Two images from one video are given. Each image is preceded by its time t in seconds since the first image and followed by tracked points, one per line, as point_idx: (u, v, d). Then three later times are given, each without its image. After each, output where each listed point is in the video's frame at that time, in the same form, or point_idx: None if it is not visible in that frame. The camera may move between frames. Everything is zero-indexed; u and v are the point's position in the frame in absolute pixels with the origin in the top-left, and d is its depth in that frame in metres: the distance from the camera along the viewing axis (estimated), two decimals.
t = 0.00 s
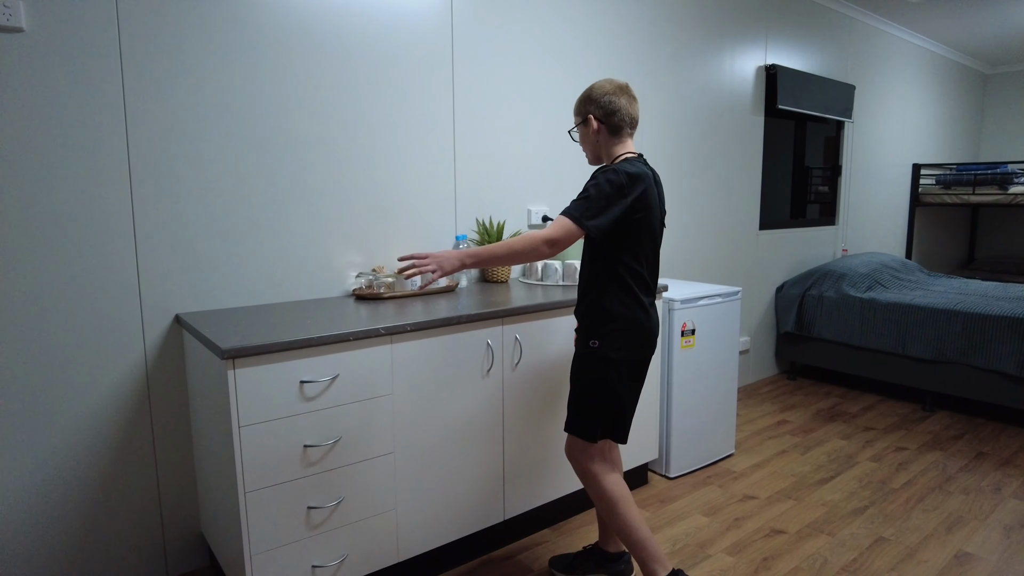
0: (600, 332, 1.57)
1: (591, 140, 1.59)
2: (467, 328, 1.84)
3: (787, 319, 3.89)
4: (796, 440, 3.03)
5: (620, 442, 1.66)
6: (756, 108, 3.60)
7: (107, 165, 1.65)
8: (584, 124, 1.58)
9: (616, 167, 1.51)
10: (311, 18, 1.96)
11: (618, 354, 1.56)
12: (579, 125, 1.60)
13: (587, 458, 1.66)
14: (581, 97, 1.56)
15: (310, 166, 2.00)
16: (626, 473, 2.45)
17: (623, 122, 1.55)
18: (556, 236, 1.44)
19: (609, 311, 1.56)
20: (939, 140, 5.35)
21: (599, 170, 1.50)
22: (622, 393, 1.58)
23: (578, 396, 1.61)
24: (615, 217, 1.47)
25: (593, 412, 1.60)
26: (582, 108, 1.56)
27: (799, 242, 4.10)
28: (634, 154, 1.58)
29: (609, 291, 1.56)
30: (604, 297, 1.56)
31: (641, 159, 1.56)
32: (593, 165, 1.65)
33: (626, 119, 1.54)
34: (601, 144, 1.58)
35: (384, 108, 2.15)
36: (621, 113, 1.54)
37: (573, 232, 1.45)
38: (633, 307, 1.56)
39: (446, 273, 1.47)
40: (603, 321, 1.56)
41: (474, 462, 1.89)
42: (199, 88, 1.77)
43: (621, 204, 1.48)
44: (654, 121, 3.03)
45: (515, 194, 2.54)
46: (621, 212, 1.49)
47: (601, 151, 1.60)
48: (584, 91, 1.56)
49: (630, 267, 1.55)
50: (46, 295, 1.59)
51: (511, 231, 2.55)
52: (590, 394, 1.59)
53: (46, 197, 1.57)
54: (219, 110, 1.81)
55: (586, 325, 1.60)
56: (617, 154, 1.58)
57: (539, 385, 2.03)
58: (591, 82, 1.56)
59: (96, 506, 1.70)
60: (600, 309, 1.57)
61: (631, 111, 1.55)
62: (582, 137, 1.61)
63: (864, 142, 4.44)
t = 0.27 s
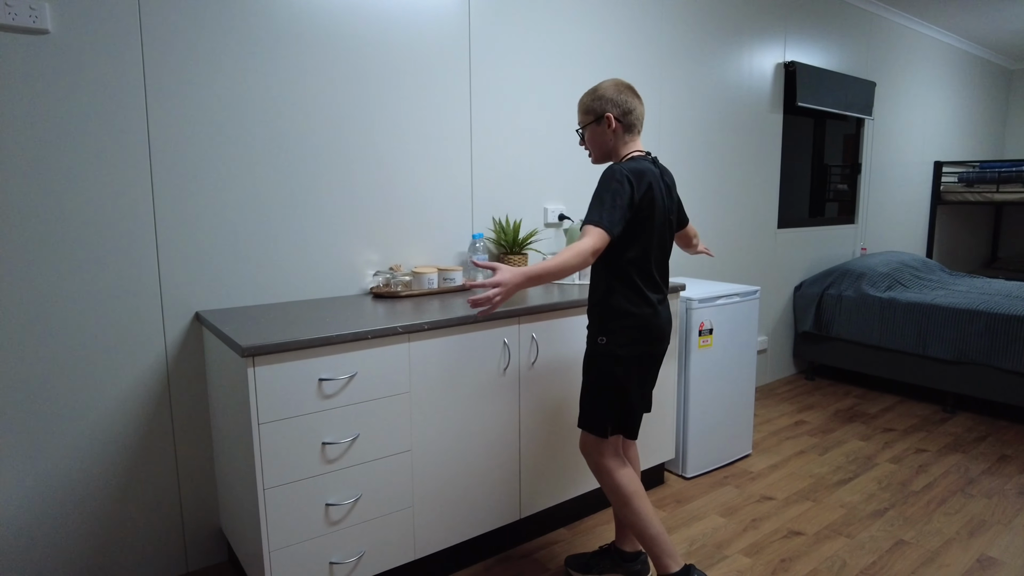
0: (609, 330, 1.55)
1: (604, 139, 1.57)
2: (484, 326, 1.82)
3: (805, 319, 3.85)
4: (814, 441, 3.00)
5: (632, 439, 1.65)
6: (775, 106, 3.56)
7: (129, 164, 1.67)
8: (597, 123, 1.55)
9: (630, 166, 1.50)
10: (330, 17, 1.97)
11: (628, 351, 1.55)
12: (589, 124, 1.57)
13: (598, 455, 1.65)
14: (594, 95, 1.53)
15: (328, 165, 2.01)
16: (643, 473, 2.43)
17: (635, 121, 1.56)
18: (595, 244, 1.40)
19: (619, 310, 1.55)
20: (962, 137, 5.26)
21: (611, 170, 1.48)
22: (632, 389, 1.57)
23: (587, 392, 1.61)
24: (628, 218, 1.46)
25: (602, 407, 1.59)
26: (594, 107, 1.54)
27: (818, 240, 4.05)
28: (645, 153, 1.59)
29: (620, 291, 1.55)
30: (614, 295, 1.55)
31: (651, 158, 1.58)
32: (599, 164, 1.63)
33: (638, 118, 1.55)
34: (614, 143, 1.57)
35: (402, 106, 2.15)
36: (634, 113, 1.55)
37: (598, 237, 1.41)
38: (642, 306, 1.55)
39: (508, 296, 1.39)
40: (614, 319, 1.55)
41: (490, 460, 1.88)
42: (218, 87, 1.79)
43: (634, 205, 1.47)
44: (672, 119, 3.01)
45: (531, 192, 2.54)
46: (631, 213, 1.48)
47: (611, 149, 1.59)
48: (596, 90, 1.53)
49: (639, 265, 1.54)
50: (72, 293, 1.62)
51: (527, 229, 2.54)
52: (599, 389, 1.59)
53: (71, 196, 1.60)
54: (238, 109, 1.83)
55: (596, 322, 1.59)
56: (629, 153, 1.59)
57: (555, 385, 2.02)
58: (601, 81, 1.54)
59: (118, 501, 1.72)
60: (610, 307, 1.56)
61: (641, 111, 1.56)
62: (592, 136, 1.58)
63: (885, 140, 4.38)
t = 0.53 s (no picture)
0: (642, 333, 1.54)
1: (632, 136, 1.53)
2: (497, 326, 1.82)
3: (822, 319, 3.81)
4: (830, 442, 2.97)
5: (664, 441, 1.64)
6: (791, 103, 3.52)
7: (145, 163, 1.68)
8: (626, 120, 1.51)
9: (662, 166, 1.48)
10: (345, 16, 1.97)
11: (661, 354, 1.54)
12: (616, 120, 1.53)
13: (630, 461, 1.64)
14: (622, 90, 1.49)
15: (343, 164, 2.02)
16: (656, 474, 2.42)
17: (662, 118, 1.53)
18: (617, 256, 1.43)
19: (652, 313, 1.54)
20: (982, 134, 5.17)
21: (642, 173, 1.45)
22: (664, 391, 1.57)
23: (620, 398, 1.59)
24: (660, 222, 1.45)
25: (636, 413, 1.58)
26: (623, 103, 1.49)
27: (835, 239, 4.00)
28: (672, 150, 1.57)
29: (650, 293, 1.54)
30: (646, 299, 1.54)
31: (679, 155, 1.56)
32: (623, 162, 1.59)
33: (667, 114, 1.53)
34: (643, 140, 1.53)
35: (416, 105, 2.15)
36: (662, 110, 1.52)
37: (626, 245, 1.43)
38: (674, 308, 1.55)
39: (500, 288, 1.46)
40: (646, 323, 1.54)
41: (503, 460, 1.88)
42: (234, 87, 1.80)
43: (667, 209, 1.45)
44: (687, 117, 2.98)
45: (545, 191, 2.53)
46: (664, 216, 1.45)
47: (637, 146, 1.55)
48: (624, 85, 1.49)
49: (670, 268, 1.53)
50: (91, 291, 1.64)
51: (541, 228, 2.54)
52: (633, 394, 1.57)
53: (90, 195, 1.61)
54: (255, 109, 1.84)
55: (625, 325, 1.58)
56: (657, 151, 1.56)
57: (569, 384, 2.01)
58: (628, 75, 1.50)
59: (136, 496, 1.74)
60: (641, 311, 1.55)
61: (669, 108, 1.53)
62: (619, 133, 1.54)
63: (903, 138, 4.32)
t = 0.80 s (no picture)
0: (686, 344, 1.50)
1: (671, 134, 1.47)
2: (508, 325, 1.81)
3: (835, 319, 3.77)
4: (844, 444, 2.94)
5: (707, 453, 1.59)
6: (805, 101, 3.49)
7: (158, 162, 1.69)
8: (665, 116, 1.45)
9: (707, 170, 1.42)
10: (357, 15, 1.97)
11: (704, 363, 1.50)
12: (655, 116, 1.47)
13: (669, 478, 1.59)
14: (665, 85, 1.43)
15: (354, 163, 2.02)
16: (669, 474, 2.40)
17: (704, 116, 1.46)
18: (654, 273, 1.45)
19: (697, 323, 1.50)
20: (1000, 132, 5.09)
21: (684, 184, 1.40)
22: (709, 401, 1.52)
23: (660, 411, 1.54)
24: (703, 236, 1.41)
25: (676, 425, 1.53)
26: (665, 99, 1.43)
27: (849, 239, 3.96)
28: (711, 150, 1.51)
29: (693, 302, 1.50)
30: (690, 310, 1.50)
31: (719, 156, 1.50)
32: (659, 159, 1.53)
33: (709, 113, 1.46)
34: (682, 139, 1.47)
35: (427, 104, 2.15)
36: (705, 108, 1.45)
37: (664, 262, 1.43)
38: (717, 316, 1.52)
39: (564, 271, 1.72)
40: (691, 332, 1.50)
41: (514, 460, 1.87)
42: (247, 87, 1.81)
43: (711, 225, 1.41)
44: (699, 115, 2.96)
45: (556, 190, 2.52)
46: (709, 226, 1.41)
47: (675, 145, 1.49)
48: (666, 80, 1.42)
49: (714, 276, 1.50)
50: (104, 289, 1.65)
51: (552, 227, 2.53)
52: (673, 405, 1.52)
53: (104, 194, 1.62)
54: (266, 108, 1.84)
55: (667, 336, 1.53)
56: (694, 150, 1.50)
57: (579, 384, 2.00)
58: (670, 69, 1.43)
59: (148, 494, 1.75)
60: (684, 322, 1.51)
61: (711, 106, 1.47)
62: (657, 130, 1.48)
63: (919, 136, 4.26)
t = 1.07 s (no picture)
0: (747, 353, 1.45)
1: (705, 132, 1.39)
2: (516, 326, 1.80)
3: (846, 320, 3.73)
4: (854, 446, 2.91)
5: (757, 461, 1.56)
6: (816, 100, 3.45)
7: (166, 163, 1.69)
8: (700, 113, 1.38)
9: (758, 170, 1.36)
10: (366, 15, 1.97)
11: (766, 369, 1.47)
12: (688, 114, 1.39)
13: (726, 488, 1.54)
14: (701, 81, 1.36)
15: (362, 163, 2.02)
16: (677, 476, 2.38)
17: (739, 114, 1.39)
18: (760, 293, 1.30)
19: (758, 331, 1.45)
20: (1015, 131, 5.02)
21: (754, 188, 1.31)
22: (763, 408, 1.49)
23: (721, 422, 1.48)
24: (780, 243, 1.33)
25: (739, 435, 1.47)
26: (700, 94, 1.36)
27: (860, 239, 3.92)
28: (745, 151, 1.44)
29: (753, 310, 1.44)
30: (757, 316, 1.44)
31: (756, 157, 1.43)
32: (690, 159, 1.45)
33: (745, 110, 1.39)
34: (717, 138, 1.40)
35: (436, 105, 2.14)
36: (740, 105, 1.38)
37: (763, 279, 1.29)
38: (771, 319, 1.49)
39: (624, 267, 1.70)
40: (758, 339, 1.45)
41: (521, 461, 1.86)
42: (255, 87, 1.81)
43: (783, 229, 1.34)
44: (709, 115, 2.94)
45: (565, 190, 2.50)
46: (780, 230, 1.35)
47: (709, 144, 1.41)
48: (701, 75, 1.36)
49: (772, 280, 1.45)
50: (114, 289, 1.66)
51: (560, 228, 2.52)
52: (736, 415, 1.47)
53: (113, 195, 1.63)
54: (275, 109, 1.84)
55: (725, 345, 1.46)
56: (729, 150, 1.43)
57: (587, 386, 1.98)
58: (705, 63, 1.37)
59: (156, 493, 1.76)
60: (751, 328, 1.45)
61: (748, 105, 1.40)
62: (690, 128, 1.40)
63: (932, 135, 4.21)
